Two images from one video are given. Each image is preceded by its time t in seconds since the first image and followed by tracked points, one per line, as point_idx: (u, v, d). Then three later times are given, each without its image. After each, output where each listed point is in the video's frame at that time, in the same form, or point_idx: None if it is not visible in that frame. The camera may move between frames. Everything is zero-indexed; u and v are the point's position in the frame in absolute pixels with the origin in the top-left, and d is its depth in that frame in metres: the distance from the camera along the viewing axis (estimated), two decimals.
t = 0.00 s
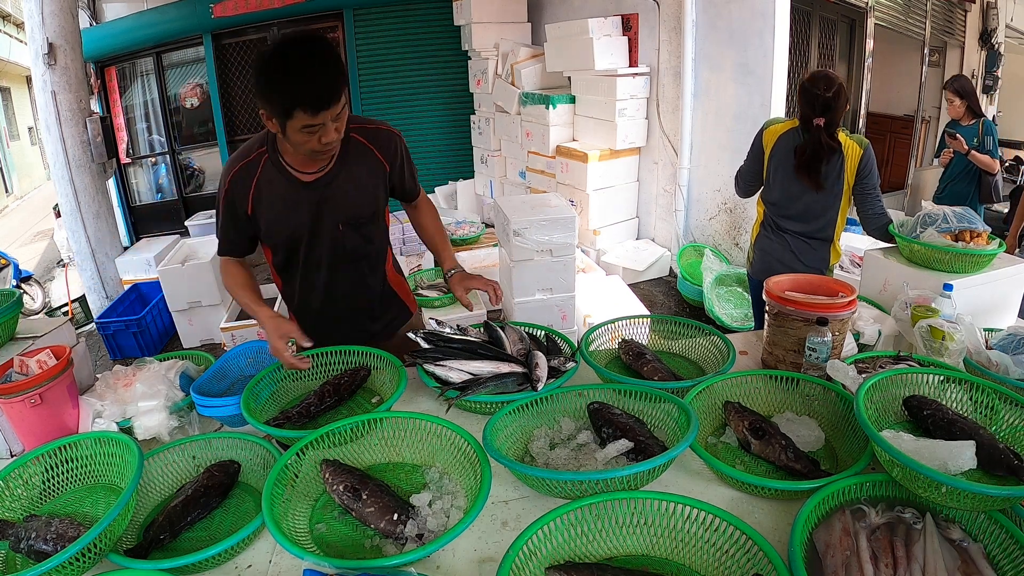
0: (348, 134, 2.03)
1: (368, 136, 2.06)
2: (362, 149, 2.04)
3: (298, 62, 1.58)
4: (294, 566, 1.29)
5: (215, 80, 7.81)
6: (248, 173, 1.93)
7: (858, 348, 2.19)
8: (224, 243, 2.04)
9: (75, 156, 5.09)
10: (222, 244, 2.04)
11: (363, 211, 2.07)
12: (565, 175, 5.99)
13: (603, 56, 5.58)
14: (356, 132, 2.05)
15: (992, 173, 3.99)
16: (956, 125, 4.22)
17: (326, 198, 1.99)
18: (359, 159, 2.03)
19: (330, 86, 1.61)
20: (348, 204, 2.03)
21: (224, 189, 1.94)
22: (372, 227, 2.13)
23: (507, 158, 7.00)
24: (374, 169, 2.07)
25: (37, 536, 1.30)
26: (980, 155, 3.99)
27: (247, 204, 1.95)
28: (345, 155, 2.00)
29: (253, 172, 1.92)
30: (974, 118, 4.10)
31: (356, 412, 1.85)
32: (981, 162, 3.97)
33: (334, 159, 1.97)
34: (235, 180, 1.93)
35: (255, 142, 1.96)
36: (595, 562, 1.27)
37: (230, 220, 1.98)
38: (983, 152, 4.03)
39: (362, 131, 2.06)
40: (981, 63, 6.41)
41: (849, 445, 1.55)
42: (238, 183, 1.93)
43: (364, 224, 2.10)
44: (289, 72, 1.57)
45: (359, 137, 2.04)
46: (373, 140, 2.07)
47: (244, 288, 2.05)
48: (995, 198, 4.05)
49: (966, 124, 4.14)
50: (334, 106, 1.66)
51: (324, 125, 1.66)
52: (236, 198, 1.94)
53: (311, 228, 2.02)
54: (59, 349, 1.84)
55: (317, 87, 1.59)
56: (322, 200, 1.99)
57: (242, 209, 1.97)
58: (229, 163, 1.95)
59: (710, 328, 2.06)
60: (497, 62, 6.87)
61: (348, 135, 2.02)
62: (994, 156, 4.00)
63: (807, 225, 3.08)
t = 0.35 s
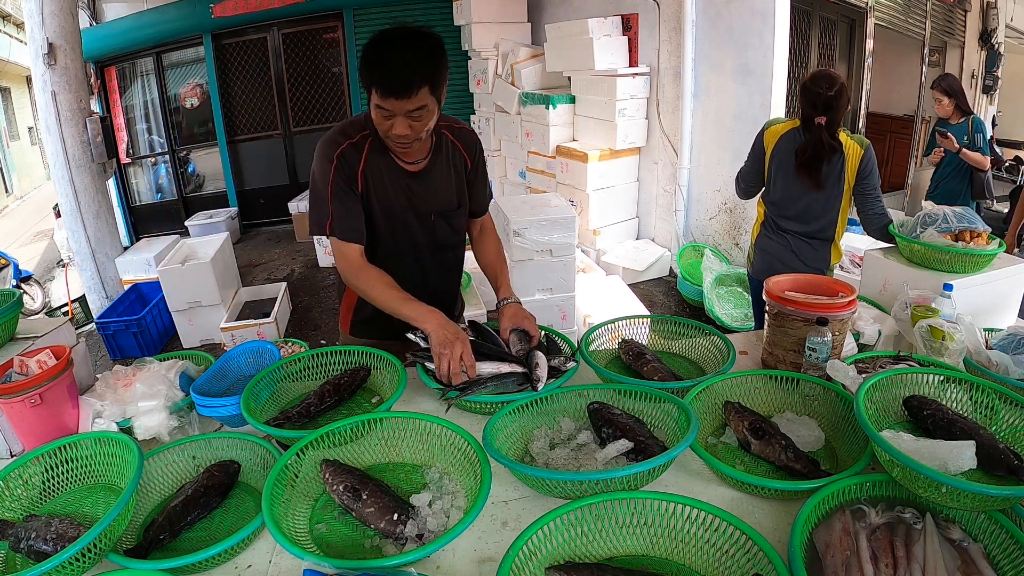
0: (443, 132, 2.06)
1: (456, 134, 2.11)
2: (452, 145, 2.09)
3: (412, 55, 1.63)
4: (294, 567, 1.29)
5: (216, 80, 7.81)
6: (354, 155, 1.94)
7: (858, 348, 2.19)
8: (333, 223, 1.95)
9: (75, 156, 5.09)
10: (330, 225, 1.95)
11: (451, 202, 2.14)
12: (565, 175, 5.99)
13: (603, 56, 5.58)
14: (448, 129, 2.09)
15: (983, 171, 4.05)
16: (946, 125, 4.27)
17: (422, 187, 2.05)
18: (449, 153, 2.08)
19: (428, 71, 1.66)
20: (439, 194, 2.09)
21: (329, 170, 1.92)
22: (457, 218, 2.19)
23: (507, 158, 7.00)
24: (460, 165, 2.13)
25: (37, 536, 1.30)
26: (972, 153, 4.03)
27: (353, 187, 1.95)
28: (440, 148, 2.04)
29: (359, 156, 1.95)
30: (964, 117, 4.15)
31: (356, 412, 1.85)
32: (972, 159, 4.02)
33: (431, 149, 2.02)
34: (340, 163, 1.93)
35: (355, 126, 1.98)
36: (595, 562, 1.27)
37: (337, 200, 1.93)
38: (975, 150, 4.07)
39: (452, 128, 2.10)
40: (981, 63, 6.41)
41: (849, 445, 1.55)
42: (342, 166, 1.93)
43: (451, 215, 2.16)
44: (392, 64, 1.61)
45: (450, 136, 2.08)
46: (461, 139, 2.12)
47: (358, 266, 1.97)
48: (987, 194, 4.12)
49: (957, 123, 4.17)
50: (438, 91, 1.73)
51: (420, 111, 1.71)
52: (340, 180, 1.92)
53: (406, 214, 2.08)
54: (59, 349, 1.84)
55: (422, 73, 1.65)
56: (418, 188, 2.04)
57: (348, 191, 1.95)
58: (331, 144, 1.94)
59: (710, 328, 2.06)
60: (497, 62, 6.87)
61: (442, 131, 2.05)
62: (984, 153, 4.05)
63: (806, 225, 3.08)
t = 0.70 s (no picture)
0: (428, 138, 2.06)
1: (444, 139, 2.10)
2: (440, 151, 2.09)
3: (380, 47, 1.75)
4: (294, 566, 1.29)
5: (216, 81, 7.82)
6: (337, 156, 1.95)
7: (858, 348, 2.19)
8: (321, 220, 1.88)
9: (75, 156, 5.09)
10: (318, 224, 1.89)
11: (436, 208, 2.13)
12: (565, 175, 5.99)
13: (603, 56, 5.58)
14: (436, 134, 2.09)
15: (981, 169, 4.04)
16: (944, 124, 4.27)
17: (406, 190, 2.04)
18: (436, 158, 2.08)
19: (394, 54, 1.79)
20: (423, 198, 2.08)
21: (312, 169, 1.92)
22: (442, 224, 2.19)
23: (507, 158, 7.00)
24: (447, 171, 2.12)
25: (37, 536, 1.30)
26: (970, 152, 4.03)
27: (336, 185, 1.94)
28: (425, 155, 2.04)
29: (341, 157, 1.96)
30: (962, 116, 4.15)
31: (356, 412, 1.85)
32: (970, 158, 4.01)
33: (416, 154, 2.02)
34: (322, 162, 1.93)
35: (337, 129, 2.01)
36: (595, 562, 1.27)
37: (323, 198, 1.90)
38: (973, 149, 4.07)
39: (440, 133, 2.10)
40: (981, 63, 6.42)
41: (849, 446, 1.55)
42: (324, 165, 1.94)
43: (435, 221, 2.16)
44: (360, 56, 1.69)
45: (436, 142, 2.08)
46: (450, 145, 2.11)
47: (355, 263, 1.90)
48: (985, 194, 4.11)
49: (955, 122, 4.18)
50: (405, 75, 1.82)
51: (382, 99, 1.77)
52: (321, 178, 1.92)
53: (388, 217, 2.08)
54: (59, 349, 1.84)
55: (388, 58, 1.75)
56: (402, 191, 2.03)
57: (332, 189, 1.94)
58: (314, 144, 1.96)
59: (710, 328, 2.06)
60: (497, 62, 6.86)
61: (427, 137, 2.06)
62: (982, 152, 4.05)
63: (806, 225, 3.08)
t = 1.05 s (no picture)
0: (361, 143, 2.04)
1: (380, 142, 2.09)
2: (376, 157, 2.07)
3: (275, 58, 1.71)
4: (294, 567, 1.29)
5: (216, 81, 7.81)
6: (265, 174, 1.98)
7: (858, 348, 2.19)
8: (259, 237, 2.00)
9: (75, 156, 5.09)
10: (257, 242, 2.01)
11: (376, 216, 2.15)
12: (565, 175, 5.99)
13: (603, 56, 5.58)
14: (371, 138, 2.07)
15: (980, 169, 4.04)
16: (943, 123, 4.27)
17: (340, 203, 2.06)
18: (372, 164, 2.07)
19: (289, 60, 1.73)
20: (360, 209, 2.10)
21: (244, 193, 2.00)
22: (384, 232, 2.22)
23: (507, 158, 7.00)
24: (387, 176, 2.12)
25: (37, 536, 1.30)
26: (971, 152, 4.03)
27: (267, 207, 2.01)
28: (359, 161, 2.04)
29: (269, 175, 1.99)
30: (962, 116, 4.15)
31: (356, 412, 1.85)
32: (970, 158, 4.01)
33: (348, 162, 2.02)
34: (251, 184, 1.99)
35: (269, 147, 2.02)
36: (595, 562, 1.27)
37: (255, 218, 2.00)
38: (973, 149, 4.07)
39: (375, 136, 2.09)
40: (981, 63, 6.42)
41: (849, 446, 1.55)
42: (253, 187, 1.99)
43: (376, 229, 2.19)
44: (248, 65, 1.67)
45: (371, 146, 2.06)
46: (386, 148, 2.10)
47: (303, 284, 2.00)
48: (984, 194, 4.12)
49: (954, 121, 4.18)
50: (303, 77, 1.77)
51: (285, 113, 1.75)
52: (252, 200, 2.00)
53: (325, 233, 2.12)
54: (59, 349, 1.84)
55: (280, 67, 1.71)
56: (336, 204, 2.06)
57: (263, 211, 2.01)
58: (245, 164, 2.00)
59: (710, 328, 2.06)
60: (497, 62, 6.87)
61: (361, 142, 2.04)
62: (982, 152, 4.05)
63: (808, 223, 3.08)
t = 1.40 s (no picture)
0: (340, 138, 2.06)
1: (361, 139, 2.10)
2: (357, 154, 2.08)
3: (282, 65, 1.68)
4: (294, 567, 1.29)
5: (215, 81, 7.82)
6: (242, 173, 2.03)
7: (858, 348, 2.19)
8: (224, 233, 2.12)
9: (75, 156, 5.09)
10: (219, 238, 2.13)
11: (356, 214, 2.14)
12: (565, 175, 5.99)
13: (604, 56, 5.58)
14: (352, 135, 2.09)
15: (980, 169, 4.05)
16: (942, 123, 4.28)
17: (319, 199, 2.06)
18: (351, 161, 2.07)
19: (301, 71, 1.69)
20: (338, 206, 2.09)
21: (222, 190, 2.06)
22: (366, 232, 2.19)
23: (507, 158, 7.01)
24: (368, 173, 2.11)
25: (37, 536, 1.30)
26: (970, 152, 4.02)
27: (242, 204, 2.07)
28: (338, 156, 2.05)
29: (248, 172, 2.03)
30: (961, 116, 4.17)
31: (355, 412, 1.85)
32: (970, 158, 4.01)
33: (326, 158, 2.04)
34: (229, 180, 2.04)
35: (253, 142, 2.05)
36: (595, 562, 1.27)
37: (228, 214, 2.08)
38: (972, 148, 4.08)
39: (356, 133, 2.10)
40: (981, 63, 6.42)
41: (850, 446, 1.54)
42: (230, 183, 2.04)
43: (357, 229, 2.16)
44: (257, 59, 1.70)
45: (350, 142, 2.07)
46: (368, 145, 2.11)
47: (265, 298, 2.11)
48: (983, 194, 4.12)
49: (954, 121, 4.19)
50: (310, 90, 1.73)
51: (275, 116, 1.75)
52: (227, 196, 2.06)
53: (305, 231, 2.11)
54: (59, 349, 1.84)
55: (288, 77, 1.68)
56: (312, 201, 2.06)
57: (238, 208, 2.07)
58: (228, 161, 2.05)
59: (710, 328, 2.06)
60: (497, 62, 6.87)
61: (341, 138, 2.06)
62: (981, 152, 4.06)
63: (809, 223, 3.08)
